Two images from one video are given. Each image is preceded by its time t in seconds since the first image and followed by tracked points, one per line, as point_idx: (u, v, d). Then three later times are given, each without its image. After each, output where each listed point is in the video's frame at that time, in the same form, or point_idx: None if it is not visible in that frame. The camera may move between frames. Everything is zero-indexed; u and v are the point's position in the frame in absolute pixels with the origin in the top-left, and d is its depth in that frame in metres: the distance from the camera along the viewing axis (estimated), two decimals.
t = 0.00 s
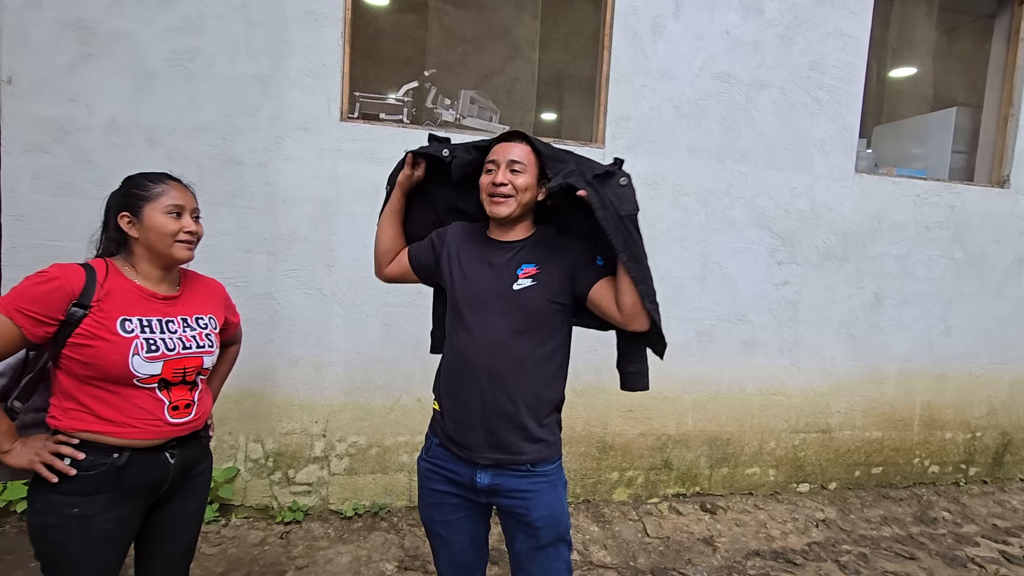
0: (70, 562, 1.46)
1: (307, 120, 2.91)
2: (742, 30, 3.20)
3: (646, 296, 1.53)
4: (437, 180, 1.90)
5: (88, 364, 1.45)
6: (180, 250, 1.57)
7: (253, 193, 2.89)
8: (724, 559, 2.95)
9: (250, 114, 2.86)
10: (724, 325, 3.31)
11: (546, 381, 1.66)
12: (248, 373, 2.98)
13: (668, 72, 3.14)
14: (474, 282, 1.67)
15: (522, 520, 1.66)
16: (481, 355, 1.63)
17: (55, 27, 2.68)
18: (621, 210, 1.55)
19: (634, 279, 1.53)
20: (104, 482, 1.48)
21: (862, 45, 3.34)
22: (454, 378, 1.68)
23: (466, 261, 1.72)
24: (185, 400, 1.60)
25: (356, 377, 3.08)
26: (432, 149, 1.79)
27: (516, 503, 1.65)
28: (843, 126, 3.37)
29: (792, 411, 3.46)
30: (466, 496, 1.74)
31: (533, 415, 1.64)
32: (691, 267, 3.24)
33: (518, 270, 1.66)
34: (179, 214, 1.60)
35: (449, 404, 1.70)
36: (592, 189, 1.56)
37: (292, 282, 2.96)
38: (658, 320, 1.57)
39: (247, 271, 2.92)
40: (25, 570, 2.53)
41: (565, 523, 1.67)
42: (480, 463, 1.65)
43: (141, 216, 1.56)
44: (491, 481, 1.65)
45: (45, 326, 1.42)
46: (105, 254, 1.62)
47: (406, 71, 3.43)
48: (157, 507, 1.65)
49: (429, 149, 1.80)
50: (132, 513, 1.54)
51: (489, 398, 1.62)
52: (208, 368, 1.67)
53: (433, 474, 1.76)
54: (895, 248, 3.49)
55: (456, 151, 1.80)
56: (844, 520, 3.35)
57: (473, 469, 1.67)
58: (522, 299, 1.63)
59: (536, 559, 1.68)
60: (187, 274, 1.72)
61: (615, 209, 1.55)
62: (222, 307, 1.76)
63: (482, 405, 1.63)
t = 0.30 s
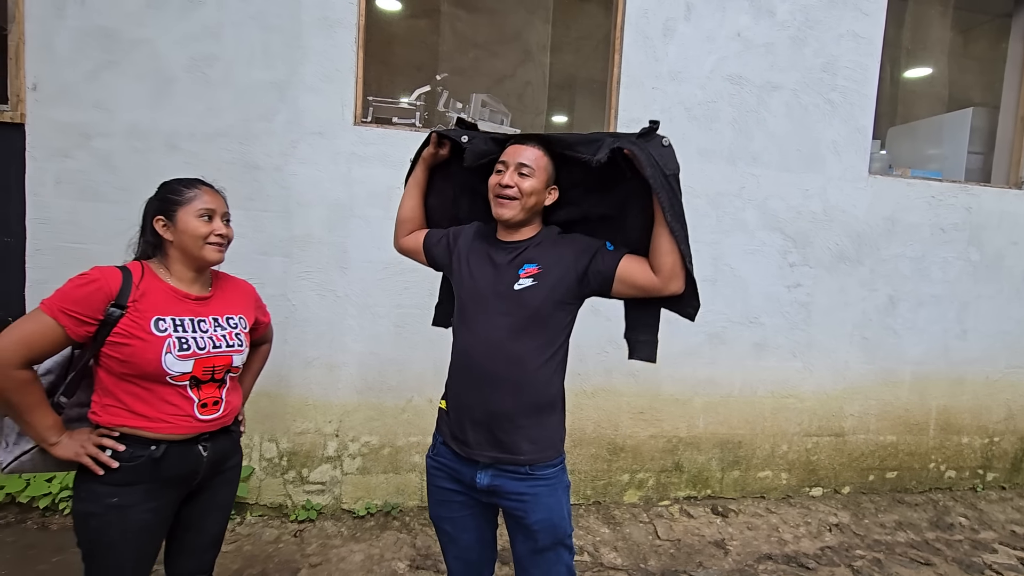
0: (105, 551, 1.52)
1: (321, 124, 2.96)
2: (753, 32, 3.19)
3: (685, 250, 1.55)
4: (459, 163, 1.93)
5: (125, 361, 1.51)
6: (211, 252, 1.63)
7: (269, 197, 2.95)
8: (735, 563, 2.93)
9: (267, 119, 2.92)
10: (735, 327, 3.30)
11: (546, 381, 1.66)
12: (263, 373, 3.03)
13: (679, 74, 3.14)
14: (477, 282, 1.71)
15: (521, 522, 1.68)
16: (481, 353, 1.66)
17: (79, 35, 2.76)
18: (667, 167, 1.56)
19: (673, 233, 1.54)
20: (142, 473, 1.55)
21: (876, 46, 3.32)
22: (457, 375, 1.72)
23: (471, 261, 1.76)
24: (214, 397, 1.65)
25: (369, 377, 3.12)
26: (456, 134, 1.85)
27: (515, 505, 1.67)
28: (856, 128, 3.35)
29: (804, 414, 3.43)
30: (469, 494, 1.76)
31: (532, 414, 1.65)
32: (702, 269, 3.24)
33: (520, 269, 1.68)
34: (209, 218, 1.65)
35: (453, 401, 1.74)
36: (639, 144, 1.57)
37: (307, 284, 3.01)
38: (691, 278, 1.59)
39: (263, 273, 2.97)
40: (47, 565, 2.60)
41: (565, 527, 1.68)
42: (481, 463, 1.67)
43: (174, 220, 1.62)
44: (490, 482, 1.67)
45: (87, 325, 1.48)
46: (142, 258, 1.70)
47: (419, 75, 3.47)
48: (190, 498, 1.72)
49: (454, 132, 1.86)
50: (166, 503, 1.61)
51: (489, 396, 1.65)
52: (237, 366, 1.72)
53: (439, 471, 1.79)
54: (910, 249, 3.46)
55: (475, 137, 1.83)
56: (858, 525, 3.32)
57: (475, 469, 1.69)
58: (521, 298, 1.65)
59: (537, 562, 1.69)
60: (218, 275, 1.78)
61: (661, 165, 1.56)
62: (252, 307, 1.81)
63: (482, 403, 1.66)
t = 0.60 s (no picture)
0: (133, 541, 1.57)
1: (333, 127, 2.98)
2: (765, 33, 3.17)
3: (705, 224, 1.54)
4: (488, 141, 1.90)
5: (151, 360, 1.56)
6: (233, 257, 1.65)
7: (281, 199, 2.98)
8: (747, 567, 2.91)
9: (279, 122, 2.95)
10: (747, 329, 3.28)
11: (549, 382, 1.65)
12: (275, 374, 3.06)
13: (690, 75, 3.13)
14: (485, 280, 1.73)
15: (525, 525, 1.69)
16: (487, 351, 1.67)
17: (97, 41, 2.81)
18: (692, 136, 1.55)
19: (695, 204, 1.54)
20: (170, 465, 1.60)
21: (890, 46, 3.29)
22: (465, 373, 1.73)
23: (481, 260, 1.78)
24: (234, 398, 1.67)
25: (379, 379, 3.13)
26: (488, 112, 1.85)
27: (519, 509, 1.67)
28: (870, 128, 3.31)
29: (817, 418, 3.40)
30: (475, 496, 1.76)
31: (537, 414, 1.65)
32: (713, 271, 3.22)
33: (529, 268, 1.69)
34: (231, 223, 1.68)
35: (459, 399, 1.75)
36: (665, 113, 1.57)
37: (318, 286, 3.04)
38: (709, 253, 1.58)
39: (276, 275, 3.00)
40: (62, 562, 2.63)
41: (569, 531, 1.67)
42: (486, 463, 1.67)
43: (199, 226, 1.66)
44: (496, 485, 1.67)
45: (117, 325, 1.55)
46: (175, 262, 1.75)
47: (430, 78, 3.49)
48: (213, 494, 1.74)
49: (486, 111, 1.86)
50: (193, 496, 1.65)
51: (494, 393, 1.66)
52: (261, 367, 1.74)
53: (445, 472, 1.80)
54: (925, 251, 3.41)
55: (505, 117, 1.81)
56: (872, 530, 3.28)
57: (480, 471, 1.70)
58: (528, 297, 1.65)
59: (541, 565, 1.70)
60: (248, 276, 1.81)
61: (686, 133, 1.55)
62: (281, 308, 1.83)
63: (486, 400, 1.67)
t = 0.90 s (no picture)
0: (135, 530, 1.59)
1: (341, 127, 3.00)
2: (775, 32, 3.15)
3: (672, 314, 1.54)
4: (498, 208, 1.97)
5: (159, 355, 1.59)
6: (236, 256, 1.64)
7: (290, 199, 2.99)
8: (757, 570, 2.88)
9: (288, 122, 2.96)
10: (757, 330, 3.25)
11: (558, 384, 1.65)
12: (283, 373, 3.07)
13: (699, 75, 3.12)
14: (493, 282, 1.72)
15: (536, 526, 1.68)
16: (495, 352, 1.67)
17: (108, 43, 2.85)
18: (671, 225, 1.57)
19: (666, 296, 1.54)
20: (170, 457, 1.62)
21: (901, 44, 3.25)
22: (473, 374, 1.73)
23: (489, 261, 1.77)
24: (238, 398, 1.67)
25: (387, 378, 3.13)
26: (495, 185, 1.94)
27: (530, 510, 1.66)
28: (881, 128, 3.28)
29: (828, 420, 3.36)
30: (486, 496, 1.76)
31: (546, 415, 1.64)
32: (722, 271, 3.20)
33: (538, 269, 1.67)
34: (234, 222, 1.67)
35: (469, 398, 1.75)
36: (649, 200, 1.62)
37: (326, 286, 3.05)
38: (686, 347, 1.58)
39: (284, 274, 3.02)
40: (73, 559, 2.65)
41: (580, 533, 1.66)
42: (495, 462, 1.67)
43: (207, 228, 1.68)
44: (507, 485, 1.67)
45: (132, 317, 1.60)
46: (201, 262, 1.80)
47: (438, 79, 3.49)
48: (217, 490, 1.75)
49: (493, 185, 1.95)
50: (195, 489, 1.66)
51: (502, 394, 1.66)
52: (269, 370, 1.72)
53: (457, 471, 1.80)
54: (938, 252, 3.37)
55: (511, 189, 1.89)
56: (885, 534, 3.24)
57: (491, 471, 1.69)
58: (535, 300, 1.64)
59: (552, 565, 1.68)
60: (267, 275, 1.81)
61: (666, 222, 1.57)
62: (297, 311, 1.81)
63: (495, 401, 1.67)
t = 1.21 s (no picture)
0: (132, 529, 1.62)
1: (349, 128, 3.01)
2: (784, 31, 3.14)
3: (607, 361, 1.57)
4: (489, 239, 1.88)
5: (150, 350, 1.61)
6: (220, 252, 1.65)
7: (299, 200, 3.01)
8: (766, 572, 2.86)
9: (297, 123, 2.99)
10: (766, 331, 3.23)
11: (570, 386, 1.66)
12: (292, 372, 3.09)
13: (707, 74, 3.11)
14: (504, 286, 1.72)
15: (551, 525, 1.67)
16: (507, 355, 1.67)
17: (121, 45, 2.88)
18: (598, 281, 1.58)
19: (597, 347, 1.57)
20: (162, 457, 1.64)
21: (913, 42, 3.22)
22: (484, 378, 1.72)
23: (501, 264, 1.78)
24: (229, 394, 1.68)
25: (395, 378, 3.15)
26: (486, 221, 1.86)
27: (546, 508, 1.66)
28: (892, 127, 3.25)
29: (838, 422, 3.34)
30: (500, 495, 1.76)
31: (560, 416, 1.66)
32: (731, 272, 3.18)
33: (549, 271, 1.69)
34: (218, 219, 1.68)
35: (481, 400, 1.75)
36: (577, 254, 1.62)
37: (335, 286, 3.07)
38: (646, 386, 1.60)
39: (293, 274, 3.04)
40: (85, 556, 2.68)
41: (595, 532, 1.66)
42: (508, 463, 1.67)
43: (193, 227, 1.70)
44: (522, 484, 1.66)
45: (125, 313, 1.62)
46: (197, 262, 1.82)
47: (446, 80, 3.51)
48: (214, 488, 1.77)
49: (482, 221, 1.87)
50: (189, 488, 1.68)
51: (515, 397, 1.66)
52: (261, 365, 1.73)
53: (470, 470, 1.80)
54: (950, 252, 3.33)
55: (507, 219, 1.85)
56: (895, 537, 3.21)
57: (505, 471, 1.69)
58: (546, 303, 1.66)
59: (566, 564, 1.68)
60: (260, 271, 1.82)
61: (592, 278, 1.58)
62: (290, 308, 1.83)
63: (508, 404, 1.66)
